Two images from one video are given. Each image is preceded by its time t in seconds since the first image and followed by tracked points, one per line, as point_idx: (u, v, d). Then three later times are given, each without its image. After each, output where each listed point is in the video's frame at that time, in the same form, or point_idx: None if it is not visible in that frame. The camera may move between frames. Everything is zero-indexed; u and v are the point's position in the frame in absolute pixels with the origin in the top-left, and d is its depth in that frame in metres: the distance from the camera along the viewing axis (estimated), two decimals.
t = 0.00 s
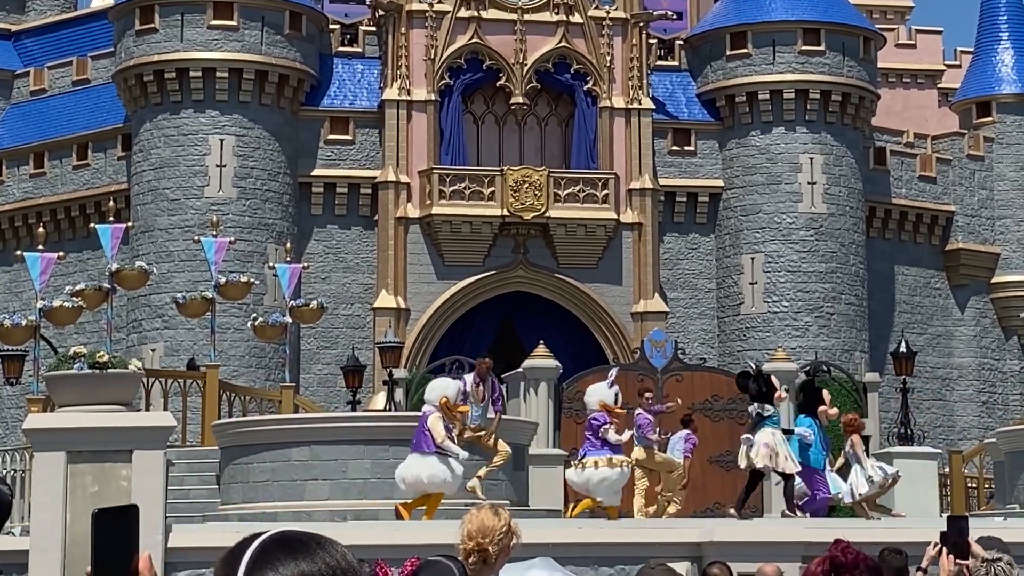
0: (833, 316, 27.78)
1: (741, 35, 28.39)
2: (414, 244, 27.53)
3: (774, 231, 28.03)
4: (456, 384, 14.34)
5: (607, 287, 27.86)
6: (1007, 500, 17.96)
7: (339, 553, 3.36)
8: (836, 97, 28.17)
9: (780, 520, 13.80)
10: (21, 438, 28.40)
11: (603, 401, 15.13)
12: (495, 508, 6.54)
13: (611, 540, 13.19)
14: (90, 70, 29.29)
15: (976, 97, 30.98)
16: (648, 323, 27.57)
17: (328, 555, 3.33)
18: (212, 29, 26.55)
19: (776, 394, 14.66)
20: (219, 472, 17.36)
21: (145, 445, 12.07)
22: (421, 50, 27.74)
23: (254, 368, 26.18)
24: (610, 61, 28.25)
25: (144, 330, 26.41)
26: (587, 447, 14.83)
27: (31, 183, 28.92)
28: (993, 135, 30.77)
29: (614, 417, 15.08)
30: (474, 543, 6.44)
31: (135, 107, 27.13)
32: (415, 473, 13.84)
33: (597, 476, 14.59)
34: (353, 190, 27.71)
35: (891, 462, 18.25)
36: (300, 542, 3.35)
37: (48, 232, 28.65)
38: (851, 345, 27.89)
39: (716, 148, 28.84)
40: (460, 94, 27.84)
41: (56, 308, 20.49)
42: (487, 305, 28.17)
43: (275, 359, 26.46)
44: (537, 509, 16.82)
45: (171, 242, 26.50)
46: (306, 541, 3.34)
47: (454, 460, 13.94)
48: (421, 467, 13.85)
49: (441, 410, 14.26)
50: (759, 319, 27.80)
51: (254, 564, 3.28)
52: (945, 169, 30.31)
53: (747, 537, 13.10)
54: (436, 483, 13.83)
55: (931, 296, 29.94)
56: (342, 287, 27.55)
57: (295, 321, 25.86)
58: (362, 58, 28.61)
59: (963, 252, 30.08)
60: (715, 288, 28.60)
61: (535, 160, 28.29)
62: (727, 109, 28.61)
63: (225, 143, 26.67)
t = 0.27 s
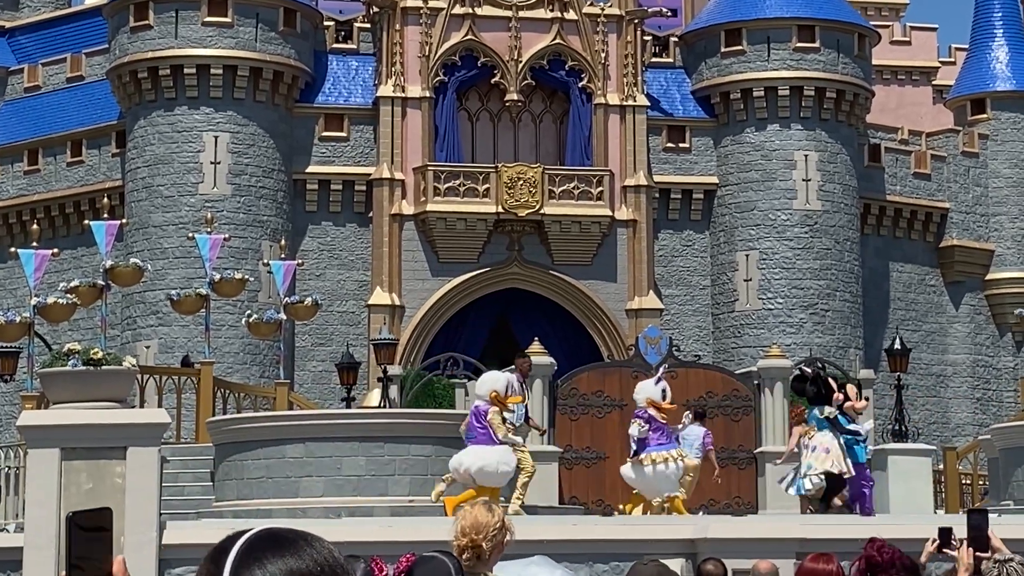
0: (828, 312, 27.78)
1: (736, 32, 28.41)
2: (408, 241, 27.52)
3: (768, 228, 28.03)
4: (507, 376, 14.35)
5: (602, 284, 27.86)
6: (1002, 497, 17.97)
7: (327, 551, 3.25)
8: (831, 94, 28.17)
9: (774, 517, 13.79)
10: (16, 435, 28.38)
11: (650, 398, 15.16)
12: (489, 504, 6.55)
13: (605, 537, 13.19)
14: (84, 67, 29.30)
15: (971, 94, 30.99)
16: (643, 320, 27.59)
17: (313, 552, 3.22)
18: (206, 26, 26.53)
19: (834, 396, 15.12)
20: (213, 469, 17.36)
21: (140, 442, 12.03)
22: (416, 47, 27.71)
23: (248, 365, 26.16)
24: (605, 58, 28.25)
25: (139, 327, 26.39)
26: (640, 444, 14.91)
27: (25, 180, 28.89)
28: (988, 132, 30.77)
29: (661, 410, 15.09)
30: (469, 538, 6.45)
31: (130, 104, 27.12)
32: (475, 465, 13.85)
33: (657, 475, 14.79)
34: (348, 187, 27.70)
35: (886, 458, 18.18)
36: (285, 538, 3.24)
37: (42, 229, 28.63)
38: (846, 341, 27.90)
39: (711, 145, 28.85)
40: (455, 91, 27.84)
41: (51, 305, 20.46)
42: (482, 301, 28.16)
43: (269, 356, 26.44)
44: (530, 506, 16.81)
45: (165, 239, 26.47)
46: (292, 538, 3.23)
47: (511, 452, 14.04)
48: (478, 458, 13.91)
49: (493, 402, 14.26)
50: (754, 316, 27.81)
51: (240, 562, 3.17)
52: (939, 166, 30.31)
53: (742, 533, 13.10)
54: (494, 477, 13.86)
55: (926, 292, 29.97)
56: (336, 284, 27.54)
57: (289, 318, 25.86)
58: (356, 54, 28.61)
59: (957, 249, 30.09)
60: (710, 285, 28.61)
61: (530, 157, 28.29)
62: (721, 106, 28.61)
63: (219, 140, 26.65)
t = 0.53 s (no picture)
0: (819, 309, 27.80)
1: (727, 28, 28.41)
2: (400, 238, 27.51)
3: (759, 225, 28.03)
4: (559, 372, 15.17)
5: (593, 280, 27.85)
6: (993, 493, 17.99)
7: (311, 547, 3.09)
8: (822, 91, 28.18)
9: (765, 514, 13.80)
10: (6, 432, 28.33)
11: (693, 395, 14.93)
12: (478, 502, 6.60)
13: (598, 533, 13.18)
14: (74, 63, 29.40)
15: (962, 91, 30.97)
16: (634, 317, 27.58)
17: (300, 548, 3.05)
18: (197, 22, 26.51)
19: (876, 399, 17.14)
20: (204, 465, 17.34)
21: (130, 439, 12.10)
22: (407, 44, 27.70)
23: (239, 362, 26.13)
24: (596, 55, 28.24)
25: (129, 324, 26.35)
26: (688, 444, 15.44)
27: (15, 176, 28.85)
28: (979, 129, 30.79)
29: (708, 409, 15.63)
30: (459, 534, 6.47)
31: (120, 100, 27.09)
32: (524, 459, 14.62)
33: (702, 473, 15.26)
34: (339, 183, 27.68)
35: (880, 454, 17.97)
36: (267, 534, 3.08)
37: (33, 225, 28.59)
38: (837, 338, 27.91)
39: (702, 142, 28.88)
40: (446, 87, 27.84)
41: (41, 302, 20.43)
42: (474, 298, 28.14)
43: (260, 353, 26.40)
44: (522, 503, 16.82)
45: (156, 235, 26.45)
46: (274, 534, 3.07)
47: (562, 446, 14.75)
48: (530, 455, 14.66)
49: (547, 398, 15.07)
50: (745, 313, 27.82)
51: (223, 561, 3.02)
52: (930, 163, 30.33)
53: (732, 530, 13.12)
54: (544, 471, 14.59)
55: (917, 289, 30.01)
56: (327, 281, 27.52)
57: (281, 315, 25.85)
58: (348, 51, 28.62)
59: (948, 246, 30.13)
60: (701, 282, 28.62)
61: (521, 154, 28.31)
62: (713, 103, 28.61)
63: (210, 136, 26.62)
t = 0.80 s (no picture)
0: (806, 305, 27.82)
1: (715, 25, 28.42)
2: (388, 234, 27.50)
3: (747, 221, 28.05)
4: (586, 372, 15.78)
5: (581, 276, 27.85)
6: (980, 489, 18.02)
7: (289, 537, 3.14)
8: (810, 87, 28.20)
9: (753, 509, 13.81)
10: None
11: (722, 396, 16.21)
12: (467, 495, 6.76)
13: (586, 528, 13.18)
14: (62, 59, 29.42)
15: (949, 88, 30.90)
16: (622, 313, 27.59)
17: (279, 539, 3.10)
18: (184, 18, 26.48)
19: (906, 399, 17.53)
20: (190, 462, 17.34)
21: (116, 436, 12.13)
22: (395, 40, 27.69)
23: (226, 358, 26.11)
24: (584, 51, 28.23)
25: (116, 320, 26.32)
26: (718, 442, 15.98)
27: (2, 173, 28.81)
28: (966, 126, 30.82)
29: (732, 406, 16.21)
30: (445, 531, 6.60)
31: (107, 96, 27.05)
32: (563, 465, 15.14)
33: (736, 470, 15.78)
34: (326, 179, 27.67)
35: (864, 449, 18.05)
36: (246, 525, 3.12)
37: (19, 221, 28.55)
38: (825, 334, 27.94)
39: (690, 138, 28.90)
40: (434, 83, 27.81)
41: (28, 298, 20.40)
42: (461, 294, 28.14)
43: (247, 349, 26.39)
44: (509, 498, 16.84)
45: (143, 231, 26.41)
46: (254, 525, 3.12)
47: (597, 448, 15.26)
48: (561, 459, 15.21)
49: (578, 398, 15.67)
50: (732, 309, 27.84)
51: (202, 551, 3.06)
52: (918, 159, 30.36)
53: (720, 526, 13.12)
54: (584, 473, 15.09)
55: (904, 285, 30.06)
56: (315, 277, 27.51)
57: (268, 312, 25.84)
58: (335, 47, 28.65)
59: (936, 242, 30.15)
60: (689, 278, 28.65)
61: (509, 150, 28.32)
62: (701, 99, 28.64)
63: (197, 132, 26.59)
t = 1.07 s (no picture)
0: (791, 301, 27.84)
1: (699, 21, 28.43)
2: (372, 230, 27.47)
3: (732, 217, 28.05)
4: (617, 372, 15.46)
5: (565, 272, 27.85)
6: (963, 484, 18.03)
7: (289, 532, 3.12)
8: (794, 83, 28.22)
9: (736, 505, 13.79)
10: None
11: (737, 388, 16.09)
12: (450, 491, 6.79)
13: (570, 525, 13.17)
14: (45, 55, 29.44)
15: (933, 84, 31.00)
16: (607, 309, 27.61)
17: (280, 536, 3.09)
18: (167, 13, 26.43)
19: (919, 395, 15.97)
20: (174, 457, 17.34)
21: (100, 431, 12.13)
22: (379, 36, 27.66)
23: (210, 354, 26.09)
24: (569, 47, 28.22)
25: (100, 316, 26.28)
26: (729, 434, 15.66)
27: None
28: (950, 122, 30.85)
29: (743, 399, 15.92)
30: (429, 527, 6.67)
31: (90, 91, 27.00)
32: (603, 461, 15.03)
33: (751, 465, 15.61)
34: (311, 175, 27.65)
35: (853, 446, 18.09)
36: (247, 522, 3.11)
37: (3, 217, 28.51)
38: (809, 330, 27.96)
39: (675, 134, 28.91)
40: (418, 79, 27.78)
41: (11, 293, 20.37)
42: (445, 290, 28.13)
43: (231, 345, 26.37)
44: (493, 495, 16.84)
45: (126, 227, 26.37)
46: (256, 522, 3.10)
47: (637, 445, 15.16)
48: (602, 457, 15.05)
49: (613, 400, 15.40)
50: (717, 305, 27.86)
51: (201, 547, 3.05)
52: (902, 155, 30.41)
53: (703, 523, 13.08)
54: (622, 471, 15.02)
55: (889, 281, 30.10)
56: (299, 273, 27.49)
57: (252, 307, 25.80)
58: (319, 42, 28.63)
59: (920, 238, 30.19)
60: (673, 274, 28.67)
61: (493, 146, 28.35)
62: (685, 95, 28.65)
63: (181, 128, 26.55)
